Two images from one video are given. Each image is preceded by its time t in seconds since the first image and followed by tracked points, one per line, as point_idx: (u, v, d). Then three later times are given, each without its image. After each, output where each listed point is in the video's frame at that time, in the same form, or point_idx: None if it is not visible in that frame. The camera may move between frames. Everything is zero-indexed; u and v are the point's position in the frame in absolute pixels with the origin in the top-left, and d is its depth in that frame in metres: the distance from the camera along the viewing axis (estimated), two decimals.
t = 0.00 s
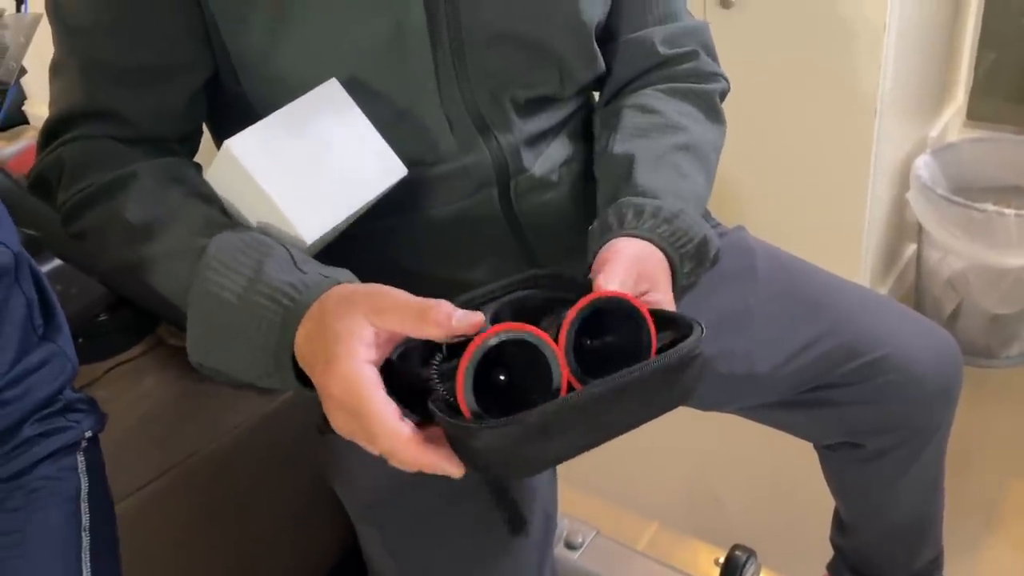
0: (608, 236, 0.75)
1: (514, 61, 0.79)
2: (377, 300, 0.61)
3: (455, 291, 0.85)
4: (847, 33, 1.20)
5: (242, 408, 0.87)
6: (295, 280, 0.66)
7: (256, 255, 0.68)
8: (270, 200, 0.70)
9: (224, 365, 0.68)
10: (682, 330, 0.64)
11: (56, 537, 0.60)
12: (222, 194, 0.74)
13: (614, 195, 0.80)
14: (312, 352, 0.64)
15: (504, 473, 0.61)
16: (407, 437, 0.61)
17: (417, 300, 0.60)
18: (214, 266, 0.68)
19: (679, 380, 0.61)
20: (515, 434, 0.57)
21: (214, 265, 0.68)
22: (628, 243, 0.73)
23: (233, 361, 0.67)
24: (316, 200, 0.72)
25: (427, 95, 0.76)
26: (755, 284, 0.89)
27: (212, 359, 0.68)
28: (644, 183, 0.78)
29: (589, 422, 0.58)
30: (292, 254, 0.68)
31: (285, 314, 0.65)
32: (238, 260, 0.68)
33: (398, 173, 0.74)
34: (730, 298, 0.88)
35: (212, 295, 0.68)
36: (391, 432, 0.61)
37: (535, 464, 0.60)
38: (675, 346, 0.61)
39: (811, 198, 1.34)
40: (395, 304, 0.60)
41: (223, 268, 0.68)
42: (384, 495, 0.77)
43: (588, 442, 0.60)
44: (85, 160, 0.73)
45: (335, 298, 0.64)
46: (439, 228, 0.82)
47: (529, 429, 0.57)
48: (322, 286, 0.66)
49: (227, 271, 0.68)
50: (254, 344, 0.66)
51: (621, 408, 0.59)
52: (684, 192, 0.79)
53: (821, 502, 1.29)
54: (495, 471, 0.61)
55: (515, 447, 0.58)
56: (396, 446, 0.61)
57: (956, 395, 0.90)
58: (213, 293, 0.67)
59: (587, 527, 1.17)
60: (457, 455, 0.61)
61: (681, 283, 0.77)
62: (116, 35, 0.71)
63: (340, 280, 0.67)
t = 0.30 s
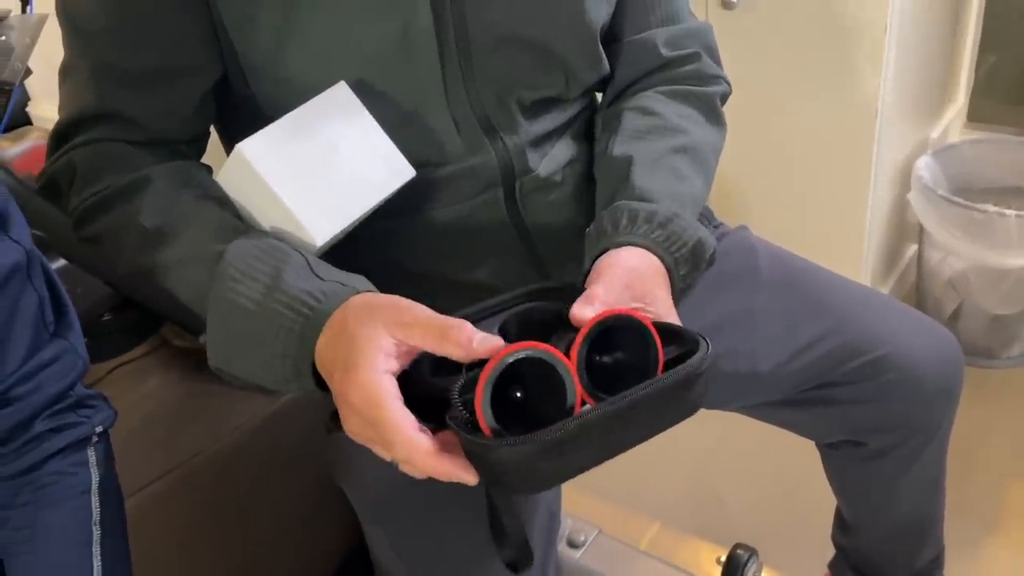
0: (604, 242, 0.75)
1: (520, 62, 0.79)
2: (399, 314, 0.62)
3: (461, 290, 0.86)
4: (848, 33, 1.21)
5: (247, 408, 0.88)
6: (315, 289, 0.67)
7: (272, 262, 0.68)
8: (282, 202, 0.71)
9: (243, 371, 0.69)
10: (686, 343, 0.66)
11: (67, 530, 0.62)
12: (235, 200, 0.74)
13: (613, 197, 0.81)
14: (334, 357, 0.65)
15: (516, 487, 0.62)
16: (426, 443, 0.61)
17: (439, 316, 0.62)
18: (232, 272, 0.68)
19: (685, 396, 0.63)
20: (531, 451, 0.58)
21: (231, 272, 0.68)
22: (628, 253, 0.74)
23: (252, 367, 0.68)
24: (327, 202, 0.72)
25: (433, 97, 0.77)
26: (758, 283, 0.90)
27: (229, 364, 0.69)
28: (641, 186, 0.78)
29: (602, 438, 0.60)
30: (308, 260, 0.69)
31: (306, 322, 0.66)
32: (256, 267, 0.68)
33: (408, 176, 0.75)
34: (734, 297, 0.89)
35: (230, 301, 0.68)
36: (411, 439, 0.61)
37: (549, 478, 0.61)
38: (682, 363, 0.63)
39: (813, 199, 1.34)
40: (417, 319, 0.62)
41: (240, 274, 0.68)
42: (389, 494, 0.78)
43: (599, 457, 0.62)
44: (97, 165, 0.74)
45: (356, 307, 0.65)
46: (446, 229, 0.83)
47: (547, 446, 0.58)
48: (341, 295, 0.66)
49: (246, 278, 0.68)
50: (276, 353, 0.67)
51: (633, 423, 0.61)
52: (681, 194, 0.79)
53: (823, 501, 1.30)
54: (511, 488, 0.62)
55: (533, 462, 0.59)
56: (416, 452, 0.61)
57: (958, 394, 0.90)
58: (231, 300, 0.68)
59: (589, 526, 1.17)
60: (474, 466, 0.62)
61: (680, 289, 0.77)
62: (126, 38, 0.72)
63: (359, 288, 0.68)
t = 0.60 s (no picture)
0: (607, 245, 0.76)
1: (523, 63, 0.79)
2: (404, 312, 0.63)
3: (463, 288, 0.86)
4: (849, 35, 1.21)
5: (249, 407, 0.88)
6: (319, 288, 0.67)
7: (277, 260, 0.68)
8: (287, 201, 0.72)
9: (248, 369, 0.69)
10: (685, 343, 0.66)
11: (73, 524, 0.62)
12: (240, 199, 0.75)
13: (617, 198, 0.81)
14: (338, 355, 0.65)
15: (517, 485, 0.62)
16: (428, 442, 0.61)
17: (444, 314, 0.62)
18: (237, 270, 0.68)
19: (684, 396, 0.63)
20: (533, 451, 0.59)
21: (237, 270, 0.68)
22: (629, 256, 0.74)
23: (258, 364, 0.68)
24: (332, 201, 0.73)
25: (437, 96, 0.77)
26: (758, 281, 0.90)
27: (234, 362, 0.69)
28: (644, 189, 0.79)
29: (602, 437, 0.60)
30: (313, 259, 0.69)
31: (310, 320, 0.66)
32: (261, 265, 0.68)
33: (410, 174, 0.75)
34: (734, 295, 0.89)
35: (234, 299, 0.68)
36: (414, 438, 0.61)
37: (549, 477, 0.62)
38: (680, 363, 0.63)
39: (813, 198, 1.35)
40: (422, 317, 0.62)
41: (245, 272, 0.68)
42: (392, 491, 0.78)
43: (598, 457, 0.62)
44: (102, 162, 0.74)
45: (360, 305, 0.65)
46: (449, 227, 0.83)
47: (548, 445, 0.59)
48: (345, 293, 0.67)
49: (250, 276, 0.68)
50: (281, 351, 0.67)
51: (633, 423, 0.61)
52: (683, 197, 0.79)
53: (823, 499, 1.30)
54: (512, 486, 0.62)
55: (534, 462, 0.60)
56: (417, 452, 0.61)
57: (957, 391, 0.91)
58: (236, 298, 0.68)
59: (590, 524, 1.17)
60: (476, 465, 0.62)
61: (681, 291, 0.78)
62: (132, 37, 0.72)
63: (363, 286, 0.68)
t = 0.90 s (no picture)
0: (608, 246, 0.76)
1: (524, 64, 0.80)
2: (406, 313, 0.63)
3: (464, 288, 0.86)
4: (848, 36, 1.22)
5: (252, 406, 0.89)
6: (322, 288, 0.67)
7: (280, 260, 0.69)
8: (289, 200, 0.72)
9: (251, 368, 0.69)
10: (686, 346, 0.66)
11: (74, 519, 0.63)
12: (242, 199, 0.75)
13: (617, 199, 0.81)
14: (340, 355, 0.65)
15: (517, 485, 0.63)
16: (429, 442, 0.62)
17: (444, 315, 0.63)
18: (240, 271, 0.69)
19: (684, 398, 0.64)
20: (532, 452, 0.59)
21: (240, 270, 0.69)
22: (630, 257, 0.75)
23: (261, 364, 0.69)
24: (334, 201, 0.74)
25: (438, 97, 0.78)
26: (757, 281, 0.90)
27: (238, 361, 0.70)
28: (644, 190, 0.79)
29: (602, 438, 0.61)
30: (316, 260, 0.70)
31: (313, 320, 0.66)
32: (264, 266, 0.69)
33: (412, 174, 0.76)
34: (733, 295, 0.90)
35: (238, 299, 0.69)
36: (416, 438, 0.62)
37: (549, 477, 0.62)
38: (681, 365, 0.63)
39: (812, 198, 1.35)
40: (423, 318, 0.63)
41: (249, 273, 0.69)
42: (393, 489, 0.78)
43: (598, 458, 0.63)
44: (106, 162, 0.75)
45: (363, 305, 0.66)
46: (450, 227, 0.84)
47: (547, 447, 0.59)
48: (348, 294, 0.67)
49: (254, 277, 0.69)
50: (283, 351, 0.67)
51: (632, 424, 0.62)
52: (682, 198, 0.80)
53: (822, 498, 1.30)
54: (513, 487, 0.63)
55: (533, 463, 0.60)
56: (419, 452, 0.62)
57: (955, 391, 0.91)
58: (239, 298, 0.69)
59: (589, 523, 1.18)
60: (476, 465, 0.62)
61: (680, 293, 0.78)
62: (136, 38, 0.73)
63: (365, 287, 0.68)
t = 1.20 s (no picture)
0: (604, 242, 0.76)
1: (520, 60, 0.80)
2: (401, 305, 0.64)
3: (461, 283, 0.87)
4: (844, 34, 1.22)
5: (249, 402, 0.89)
6: (318, 283, 0.68)
7: (276, 256, 0.69)
8: (284, 194, 0.73)
9: (247, 362, 0.70)
10: (682, 339, 0.67)
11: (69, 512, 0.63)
12: (239, 193, 0.76)
13: (613, 194, 0.82)
14: (335, 349, 0.66)
15: (512, 478, 0.63)
16: (425, 436, 0.62)
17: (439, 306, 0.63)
18: (236, 267, 0.69)
19: (677, 390, 0.64)
20: (526, 444, 0.59)
21: (236, 266, 0.69)
22: (627, 252, 0.75)
23: (257, 359, 0.69)
24: (330, 196, 0.74)
25: (434, 93, 0.78)
26: (752, 277, 0.91)
27: (234, 356, 0.70)
28: (640, 186, 0.79)
29: (595, 430, 0.61)
30: (312, 255, 0.70)
31: (308, 316, 0.67)
32: (260, 261, 0.69)
33: (408, 169, 0.76)
34: (728, 291, 0.90)
35: (234, 295, 0.69)
36: (412, 431, 0.62)
37: (543, 470, 0.62)
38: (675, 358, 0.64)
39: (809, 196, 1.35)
40: (418, 310, 0.63)
41: (245, 269, 0.69)
42: (389, 483, 0.79)
43: (591, 450, 0.63)
44: (102, 157, 0.75)
45: (357, 299, 0.66)
46: (446, 222, 0.84)
47: (541, 439, 0.59)
48: (343, 289, 0.67)
49: (249, 272, 0.69)
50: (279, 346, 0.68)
51: (626, 416, 0.62)
52: (678, 194, 0.80)
53: (817, 495, 1.31)
54: (507, 480, 0.63)
55: (527, 455, 0.60)
56: (416, 446, 0.62)
57: (950, 387, 0.91)
58: (236, 294, 0.69)
59: (585, 519, 1.18)
60: (472, 458, 0.62)
61: (676, 288, 0.78)
62: (132, 34, 0.73)
63: (361, 282, 0.69)
